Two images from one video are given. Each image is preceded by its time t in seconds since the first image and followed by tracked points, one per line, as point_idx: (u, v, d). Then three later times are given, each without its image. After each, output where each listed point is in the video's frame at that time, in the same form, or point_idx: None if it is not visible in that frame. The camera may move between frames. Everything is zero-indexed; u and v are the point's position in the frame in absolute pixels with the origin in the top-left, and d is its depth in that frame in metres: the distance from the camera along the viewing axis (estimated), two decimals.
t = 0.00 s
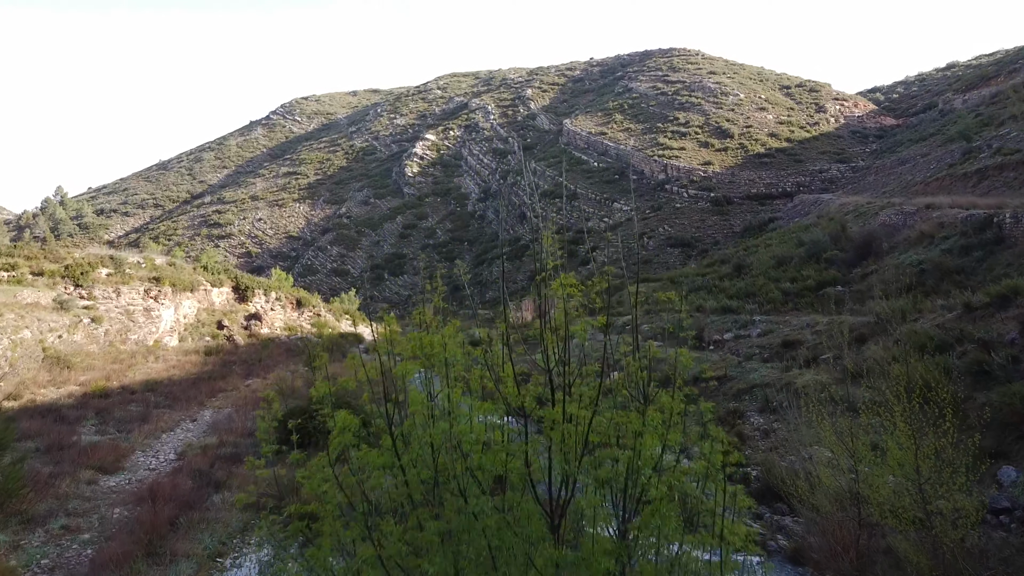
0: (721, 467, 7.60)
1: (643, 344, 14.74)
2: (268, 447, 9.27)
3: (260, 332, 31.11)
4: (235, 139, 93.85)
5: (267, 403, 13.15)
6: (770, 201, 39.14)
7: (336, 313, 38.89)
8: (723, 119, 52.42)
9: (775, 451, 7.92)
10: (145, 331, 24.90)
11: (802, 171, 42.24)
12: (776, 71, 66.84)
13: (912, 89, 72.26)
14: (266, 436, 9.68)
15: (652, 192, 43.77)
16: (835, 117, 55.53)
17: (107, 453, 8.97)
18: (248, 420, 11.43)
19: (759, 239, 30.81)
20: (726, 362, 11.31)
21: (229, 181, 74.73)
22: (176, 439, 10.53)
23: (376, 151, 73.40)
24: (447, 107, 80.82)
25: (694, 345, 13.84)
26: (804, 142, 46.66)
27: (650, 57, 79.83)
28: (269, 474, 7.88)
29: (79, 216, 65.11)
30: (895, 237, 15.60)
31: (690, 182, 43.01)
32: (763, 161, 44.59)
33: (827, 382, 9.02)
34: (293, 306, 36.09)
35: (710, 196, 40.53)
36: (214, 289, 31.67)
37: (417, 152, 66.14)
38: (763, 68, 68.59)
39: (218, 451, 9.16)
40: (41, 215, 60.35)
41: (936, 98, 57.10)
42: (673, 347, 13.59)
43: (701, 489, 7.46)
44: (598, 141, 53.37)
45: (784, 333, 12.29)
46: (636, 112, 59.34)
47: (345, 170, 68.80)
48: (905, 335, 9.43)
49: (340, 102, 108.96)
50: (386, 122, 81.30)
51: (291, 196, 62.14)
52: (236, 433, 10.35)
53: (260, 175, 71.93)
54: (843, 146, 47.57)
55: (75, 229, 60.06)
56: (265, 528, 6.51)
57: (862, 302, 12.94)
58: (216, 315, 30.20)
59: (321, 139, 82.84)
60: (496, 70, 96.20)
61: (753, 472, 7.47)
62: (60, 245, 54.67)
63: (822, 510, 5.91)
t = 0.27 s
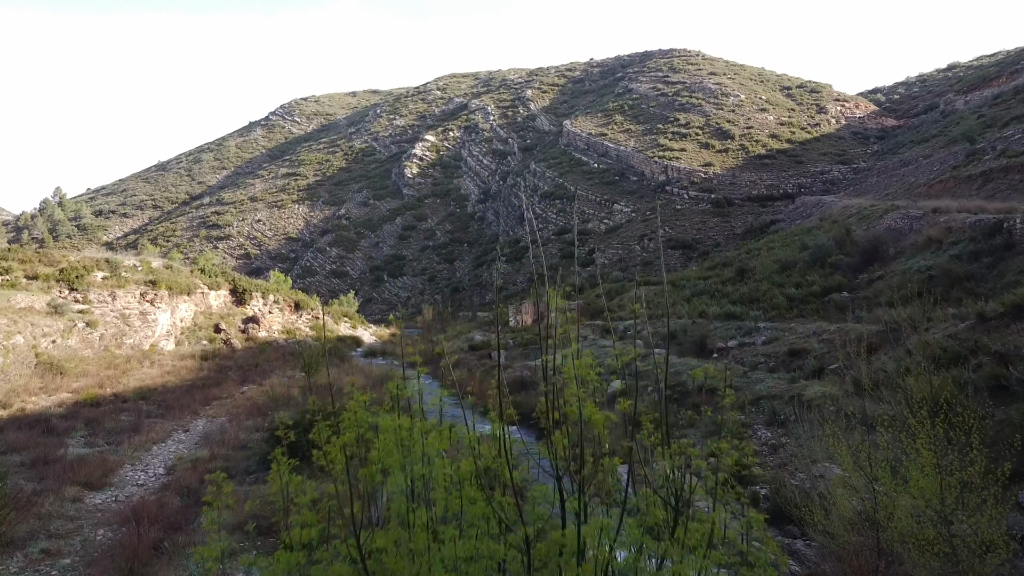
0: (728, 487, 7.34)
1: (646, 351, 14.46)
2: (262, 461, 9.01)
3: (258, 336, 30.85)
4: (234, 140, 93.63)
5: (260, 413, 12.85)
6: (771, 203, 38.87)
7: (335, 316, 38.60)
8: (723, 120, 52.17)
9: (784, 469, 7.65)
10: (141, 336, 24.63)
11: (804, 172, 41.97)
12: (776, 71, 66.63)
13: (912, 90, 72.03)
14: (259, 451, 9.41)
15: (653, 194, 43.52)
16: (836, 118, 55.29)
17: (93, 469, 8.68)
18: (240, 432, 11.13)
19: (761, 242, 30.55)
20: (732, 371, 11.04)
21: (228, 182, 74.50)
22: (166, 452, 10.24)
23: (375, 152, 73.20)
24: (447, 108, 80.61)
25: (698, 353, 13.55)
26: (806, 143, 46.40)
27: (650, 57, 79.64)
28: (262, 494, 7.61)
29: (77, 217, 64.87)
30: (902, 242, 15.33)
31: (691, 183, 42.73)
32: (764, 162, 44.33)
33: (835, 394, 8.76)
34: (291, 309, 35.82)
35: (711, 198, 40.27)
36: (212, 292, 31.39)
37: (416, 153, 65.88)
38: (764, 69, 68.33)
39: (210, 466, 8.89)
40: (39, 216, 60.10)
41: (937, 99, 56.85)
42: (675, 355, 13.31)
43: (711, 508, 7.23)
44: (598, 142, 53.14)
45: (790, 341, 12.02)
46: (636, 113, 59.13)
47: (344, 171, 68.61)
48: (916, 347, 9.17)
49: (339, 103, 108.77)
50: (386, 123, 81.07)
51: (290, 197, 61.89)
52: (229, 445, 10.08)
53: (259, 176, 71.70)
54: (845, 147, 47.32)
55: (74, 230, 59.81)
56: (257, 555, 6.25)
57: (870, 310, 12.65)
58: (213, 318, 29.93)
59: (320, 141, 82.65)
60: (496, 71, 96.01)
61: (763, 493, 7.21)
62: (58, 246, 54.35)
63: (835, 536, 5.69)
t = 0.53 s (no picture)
0: (738, 510, 7.01)
1: (649, 360, 14.15)
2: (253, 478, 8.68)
3: (255, 339, 30.54)
4: (233, 140, 93.36)
5: (254, 424, 12.53)
6: (773, 205, 38.54)
7: (333, 319, 38.32)
8: (724, 121, 51.87)
9: (796, 489, 7.32)
10: (136, 340, 24.31)
11: (805, 174, 41.63)
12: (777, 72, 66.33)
13: (914, 91, 71.71)
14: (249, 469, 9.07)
15: (653, 195, 43.22)
16: (837, 119, 54.98)
17: (77, 486, 8.36)
18: (232, 445, 10.80)
19: (763, 245, 30.25)
20: (738, 381, 10.72)
21: (227, 183, 74.22)
22: (155, 467, 9.92)
23: (375, 153, 72.91)
24: (446, 109, 80.32)
25: (703, 362, 13.22)
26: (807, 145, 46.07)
27: (651, 58, 79.36)
28: (251, 518, 7.27)
29: (75, 218, 64.58)
30: (909, 248, 15.00)
31: (691, 184, 42.39)
32: (765, 164, 44.01)
33: (847, 409, 8.44)
34: (289, 312, 35.49)
35: (712, 199, 39.94)
36: (208, 295, 31.05)
37: (416, 154, 65.58)
38: (764, 70, 68.03)
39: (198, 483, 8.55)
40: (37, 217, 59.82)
41: (939, 100, 56.53)
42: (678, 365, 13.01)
43: (720, 535, 6.86)
44: (598, 143, 52.81)
45: (798, 351, 11.70)
46: (636, 114, 58.83)
47: (343, 172, 68.33)
48: (931, 360, 8.84)
49: (338, 103, 108.50)
50: (385, 124, 80.77)
51: (288, 198, 61.57)
52: (219, 460, 9.76)
53: (258, 177, 71.40)
54: (846, 149, 47.00)
55: (72, 232, 59.56)
56: None
57: (879, 319, 12.33)
58: (210, 322, 29.61)
59: (319, 141, 82.34)
60: (496, 72, 95.73)
61: (776, 517, 6.88)
62: (56, 248, 54.12)
63: (853, 570, 5.29)
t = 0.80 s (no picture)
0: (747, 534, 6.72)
1: (651, 367, 13.86)
2: (243, 496, 8.40)
3: (252, 343, 30.28)
4: (232, 141, 93.17)
5: (247, 435, 12.26)
6: (774, 206, 38.30)
7: (332, 321, 38.06)
8: (725, 122, 51.58)
9: (807, 508, 7.05)
10: (131, 345, 24.04)
11: (806, 175, 41.37)
12: (778, 73, 66.11)
13: (915, 91, 71.40)
14: (241, 484, 8.79)
15: (654, 197, 42.95)
16: (839, 120, 54.70)
17: (61, 503, 8.10)
18: (224, 457, 10.53)
19: (765, 247, 29.99)
20: (744, 391, 10.44)
21: (226, 184, 74.01)
22: (144, 481, 9.65)
23: (374, 154, 72.69)
24: (446, 110, 80.11)
25: (706, 370, 12.95)
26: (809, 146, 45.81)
27: (651, 59, 79.13)
28: (240, 539, 7.00)
29: (74, 219, 64.36)
30: (916, 253, 14.72)
31: (692, 186, 42.11)
32: (766, 165, 43.74)
33: (858, 423, 8.17)
34: (287, 315, 35.23)
35: (712, 201, 39.68)
36: (206, 298, 30.78)
37: (415, 155, 65.30)
38: (765, 71, 67.76)
39: (187, 500, 8.28)
40: (35, 218, 59.64)
41: (940, 101, 56.24)
42: (681, 375, 12.71)
43: (727, 559, 6.56)
44: (598, 144, 52.61)
45: (804, 360, 11.44)
46: (637, 115, 58.62)
47: (343, 173, 68.11)
48: (943, 372, 8.56)
49: (338, 104, 108.34)
50: (385, 125, 80.56)
51: (288, 199, 61.31)
52: (209, 474, 9.50)
53: (257, 178, 71.20)
54: (848, 150, 46.71)
55: (71, 233, 59.32)
56: None
57: (887, 326, 12.04)
58: (207, 326, 29.35)
59: (319, 142, 82.11)
60: (496, 73, 95.51)
61: (786, 539, 6.59)
62: (55, 250, 53.88)
63: None
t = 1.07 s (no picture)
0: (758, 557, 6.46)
1: (654, 375, 13.58)
2: (234, 512, 8.13)
3: (250, 346, 30.02)
4: (232, 141, 92.92)
5: (241, 444, 11.98)
6: (775, 208, 38.04)
7: (330, 324, 37.79)
8: (726, 123, 51.32)
9: (818, 528, 6.78)
10: (127, 349, 23.78)
11: (808, 176, 41.11)
12: (779, 74, 65.87)
13: (916, 92, 71.12)
14: (232, 499, 8.52)
15: (654, 198, 42.70)
16: (840, 121, 54.44)
17: (45, 520, 7.83)
18: (215, 469, 10.25)
19: (767, 250, 29.75)
20: (750, 403, 10.17)
21: (226, 184, 73.77)
22: (134, 495, 9.38)
23: (374, 155, 72.45)
24: (446, 111, 79.89)
25: (710, 379, 12.68)
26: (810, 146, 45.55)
27: (651, 60, 78.90)
28: (229, 561, 6.73)
29: (73, 220, 64.12)
30: (924, 258, 14.44)
31: (693, 187, 41.85)
32: (767, 166, 43.48)
33: (869, 438, 7.90)
34: (286, 318, 34.96)
35: (714, 202, 39.42)
36: (203, 301, 30.49)
37: (415, 155, 65.04)
38: (766, 71, 67.51)
39: (176, 517, 8.01)
40: (34, 219, 59.39)
41: (942, 102, 55.98)
42: (684, 383, 12.44)
43: None
44: (599, 145, 52.36)
45: (811, 369, 11.17)
46: (637, 116, 58.39)
47: (342, 174, 67.85)
48: (957, 384, 8.30)
49: (337, 105, 108.13)
50: (385, 126, 80.32)
51: (287, 200, 61.05)
52: (200, 488, 9.23)
53: (257, 179, 70.98)
54: (849, 151, 46.47)
55: (69, 234, 59.07)
56: None
57: (895, 335, 11.77)
58: (204, 329, 29.08)
59: (318, 143, 81.86)
60: (496, 73, 95.26)
61: (798, 563, 6.32)
62: (53, 251, 53.63)
63: None
